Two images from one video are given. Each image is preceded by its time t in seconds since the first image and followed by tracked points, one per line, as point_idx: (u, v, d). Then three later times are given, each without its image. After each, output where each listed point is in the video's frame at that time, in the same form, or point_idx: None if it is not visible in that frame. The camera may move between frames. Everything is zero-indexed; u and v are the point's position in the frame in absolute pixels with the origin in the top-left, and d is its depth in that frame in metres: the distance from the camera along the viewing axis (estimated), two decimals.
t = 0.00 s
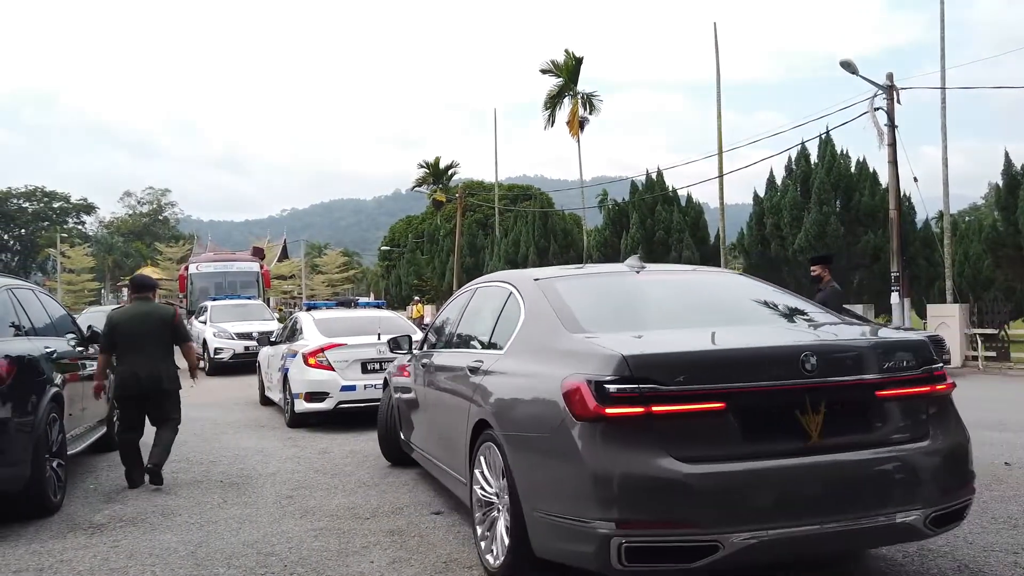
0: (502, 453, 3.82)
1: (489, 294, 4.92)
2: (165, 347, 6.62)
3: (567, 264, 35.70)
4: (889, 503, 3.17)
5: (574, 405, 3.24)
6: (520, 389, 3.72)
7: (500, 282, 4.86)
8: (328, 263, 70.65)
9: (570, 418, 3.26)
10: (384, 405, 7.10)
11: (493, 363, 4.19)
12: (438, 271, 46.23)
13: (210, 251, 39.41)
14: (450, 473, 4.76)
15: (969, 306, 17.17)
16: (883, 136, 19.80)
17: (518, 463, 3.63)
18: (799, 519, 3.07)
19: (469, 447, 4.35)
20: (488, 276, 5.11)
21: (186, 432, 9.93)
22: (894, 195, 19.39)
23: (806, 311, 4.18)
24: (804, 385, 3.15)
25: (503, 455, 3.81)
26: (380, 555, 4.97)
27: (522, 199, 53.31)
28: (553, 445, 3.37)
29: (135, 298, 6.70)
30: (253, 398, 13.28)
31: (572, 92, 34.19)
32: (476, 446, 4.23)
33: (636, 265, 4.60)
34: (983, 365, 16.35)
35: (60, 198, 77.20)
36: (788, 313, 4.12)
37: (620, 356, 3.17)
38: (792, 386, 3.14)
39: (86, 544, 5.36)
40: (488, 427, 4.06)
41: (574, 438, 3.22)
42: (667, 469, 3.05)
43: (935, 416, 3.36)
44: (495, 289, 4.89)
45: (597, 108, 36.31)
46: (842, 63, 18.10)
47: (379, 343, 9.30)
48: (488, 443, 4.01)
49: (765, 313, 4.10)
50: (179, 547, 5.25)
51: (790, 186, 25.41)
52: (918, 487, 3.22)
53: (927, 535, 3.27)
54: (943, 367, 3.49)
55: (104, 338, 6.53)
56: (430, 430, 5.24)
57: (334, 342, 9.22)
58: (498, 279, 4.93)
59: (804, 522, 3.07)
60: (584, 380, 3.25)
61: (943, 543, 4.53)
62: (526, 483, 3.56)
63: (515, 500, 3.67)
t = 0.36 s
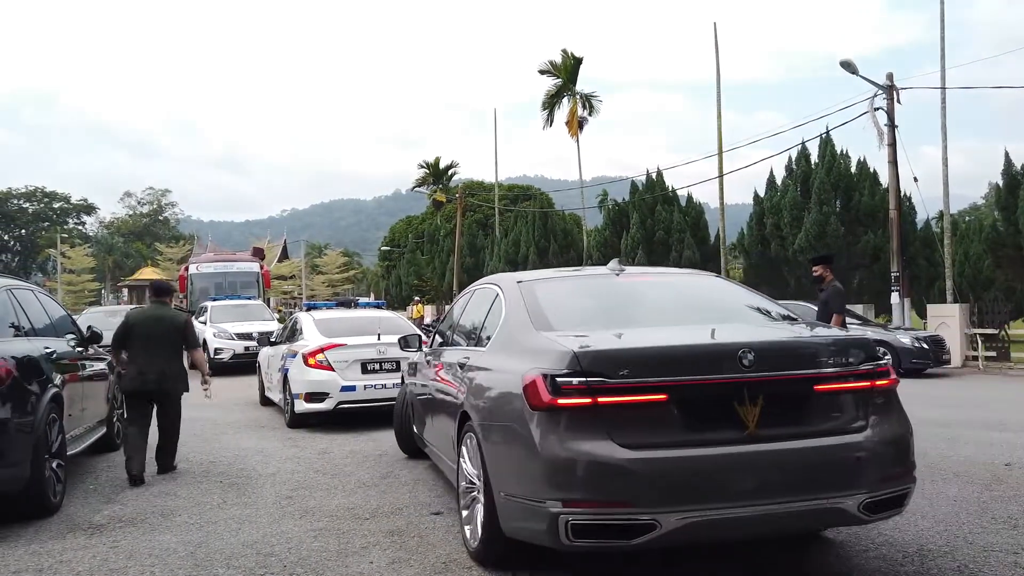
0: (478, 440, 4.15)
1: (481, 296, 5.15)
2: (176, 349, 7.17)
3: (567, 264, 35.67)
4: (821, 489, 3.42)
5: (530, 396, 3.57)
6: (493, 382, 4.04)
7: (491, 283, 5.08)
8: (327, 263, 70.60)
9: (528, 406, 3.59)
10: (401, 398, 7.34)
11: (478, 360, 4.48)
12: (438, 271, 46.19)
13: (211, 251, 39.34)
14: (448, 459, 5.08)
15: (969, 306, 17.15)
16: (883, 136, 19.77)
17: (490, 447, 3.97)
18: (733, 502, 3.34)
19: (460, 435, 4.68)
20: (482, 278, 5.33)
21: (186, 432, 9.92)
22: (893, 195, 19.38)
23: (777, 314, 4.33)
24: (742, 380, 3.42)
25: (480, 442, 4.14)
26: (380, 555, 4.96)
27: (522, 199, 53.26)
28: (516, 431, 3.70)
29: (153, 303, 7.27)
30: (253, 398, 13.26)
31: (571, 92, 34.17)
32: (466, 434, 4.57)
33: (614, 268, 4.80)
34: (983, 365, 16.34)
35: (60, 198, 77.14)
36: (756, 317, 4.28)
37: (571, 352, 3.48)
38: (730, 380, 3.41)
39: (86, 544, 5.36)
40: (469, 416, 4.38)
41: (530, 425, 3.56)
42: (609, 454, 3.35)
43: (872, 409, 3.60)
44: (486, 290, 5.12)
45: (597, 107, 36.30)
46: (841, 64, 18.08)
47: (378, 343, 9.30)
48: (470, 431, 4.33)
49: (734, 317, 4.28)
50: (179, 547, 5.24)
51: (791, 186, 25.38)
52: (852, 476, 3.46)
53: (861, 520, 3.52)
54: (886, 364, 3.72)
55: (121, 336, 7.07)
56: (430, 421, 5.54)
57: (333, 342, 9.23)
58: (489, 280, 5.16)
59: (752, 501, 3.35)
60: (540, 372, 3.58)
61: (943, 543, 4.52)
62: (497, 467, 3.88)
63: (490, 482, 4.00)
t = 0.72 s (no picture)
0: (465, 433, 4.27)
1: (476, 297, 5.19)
2: (183, 346, 7.41)
3: (567, 265, 35.68)
4: (786, 479, 3.47)
5: (508, 389, 3.70)
6: (478, 378, 4.15)
7: (485, 286, 5.12)
8: (327, 263, 70.62)
9: (506, 400, 3.71)
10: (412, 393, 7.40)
11: (467, 357, 4.56)
12: (438, 271, 46.21)
13: (211, 251, 39.33)
14: (447, 452, 5.20)
15: (970, 306, 17.13)
16: (883, 136, 19.77)
17: (475, 440, 4.08)
18: (697, 492, 3.42)
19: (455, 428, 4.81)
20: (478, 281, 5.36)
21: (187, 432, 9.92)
22: (893, 196, 19.39)
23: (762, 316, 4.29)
24: (708, 376, 3.50)
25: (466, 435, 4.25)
26: (380, 555, 4.96)
27: (523, 199, 53.27)
28: (496, 424, 3.82)
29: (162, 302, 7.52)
30: (253, 398, 13.26)
31: (570, 92, 34.17)
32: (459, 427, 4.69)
33: (603, 271, 4.80)
34: (983, 365, 16.34)
35: (60, 198, 77.14)
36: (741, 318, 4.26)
37: (547, 350, 3.61)
38: (695, 376, 3.50)
39: (86, 544, 5.36)
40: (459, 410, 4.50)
41: (508, 417, 3.68)
42: (578, 445, 3.45)
43: (838, 405, 3.66)
44: (481, 292, 5.15)
45: (596, 108, 36.31)
46: (841, 64, 18.07)
47: (378, 344, 9.29)
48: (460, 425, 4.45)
49: (720, 318, 4.25)
50: (179, 548, 5.24)
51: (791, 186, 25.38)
52: (816, 468, 3.51)
53: (827, 511, 3.56)
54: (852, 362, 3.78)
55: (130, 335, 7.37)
56: (434, 418, 5.65)
57: (333, 342, 9.23)
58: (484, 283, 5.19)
59: (713, 491, 3.42)
60: (517, 369, 3.70)
61: (943, 543, 4.52)
62: (480, 458, 3.99)
63: (475, 473, 4.11)
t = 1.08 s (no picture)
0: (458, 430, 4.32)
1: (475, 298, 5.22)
2: (187, 344, 7.44)
3: (568, 265, 35.72)
4: (761, 474, 3.49)
5: (493, 387, 3.74)
6: (470, 375, 4.20)
7: (484, 287, 5.15)
8: (328, 263, 70.68)
9: (491, 397, 3.76)
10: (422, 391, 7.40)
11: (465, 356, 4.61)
12: (438, 271, 46.23)
13: (211, 252, 39.32)
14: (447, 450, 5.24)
15: (970, 307, 17.15)
16: (883, 137, 19.78)
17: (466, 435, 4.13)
18: (673, 486, 3.44)
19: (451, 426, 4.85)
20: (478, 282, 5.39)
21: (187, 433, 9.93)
22: (893, 196, 19.42)
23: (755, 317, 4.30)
24: (685, 374, 3.52)
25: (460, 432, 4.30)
26: (380, 555, 4.97)
27: (523, 200, 53.33)
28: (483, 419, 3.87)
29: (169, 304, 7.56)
30: (254, 399, 13.27)
31: (570, 93, 34.20)
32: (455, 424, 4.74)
33: (597, 271, 4.81)
34: (983, 365, 16.38)
35: (60, 199, 77.16)
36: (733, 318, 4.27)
37: (530, 350, 3.65)
38: (673, 375, 3.52)
39: (87, 544, 5.36)
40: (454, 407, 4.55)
41: (493, 413, 3.73)
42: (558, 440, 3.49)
43: (813, 402, 3.67)
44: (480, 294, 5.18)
45: (596, 108, 36.36)
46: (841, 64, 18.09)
47: (379, 344, 9.30)
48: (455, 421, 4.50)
49: (711, 318, 4.27)
50: (180, 548, 5.24)
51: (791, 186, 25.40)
52: (791, 463, 3.53)
53: (802, 505, 3.58)
54: (829, 362, 3.79)
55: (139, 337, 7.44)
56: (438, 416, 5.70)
57: (333, 342, 9.23)
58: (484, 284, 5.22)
59: (687, 485, 3.44)
60: (502, 368, 3.75)
61: (943, 543, 4.53)
62: (471, 452, 4.04)
63: (467, 467, 4.16)
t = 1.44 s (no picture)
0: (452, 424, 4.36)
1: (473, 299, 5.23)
2: (203, 345, 7.50)
3: (568, 265, 35.72)
4: (734, 466, 3.51)
5: (478, 383, 3.78)
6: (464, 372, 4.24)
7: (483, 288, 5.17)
8: (328, 263, 70.69)
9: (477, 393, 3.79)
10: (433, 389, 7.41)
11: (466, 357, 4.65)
12: (438, 271, 46.19)
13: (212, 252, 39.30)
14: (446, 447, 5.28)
15: (970, 307, 17.15)
16: (883, 137, 19.78)
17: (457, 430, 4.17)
18: (646, 477, 3.47)
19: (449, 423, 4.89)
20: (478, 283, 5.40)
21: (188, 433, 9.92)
22: (893, 196, 19.41)
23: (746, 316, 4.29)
24: (660, 372, 3.54)
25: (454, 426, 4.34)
26: (380, 555, 4.97)
27: (523, 200, 53.34)
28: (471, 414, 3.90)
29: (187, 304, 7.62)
30: (254, 399, 13.27)
31: (570, 93, 34.20)
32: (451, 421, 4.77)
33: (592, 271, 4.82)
34: (983, 365, 16.38)
35: (60, 199, 77.13)
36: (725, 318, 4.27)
37: (513, 349, 3.67)
38: (648, 372, 3.54)
39: (87, 544, 5.37)
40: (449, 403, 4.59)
41: (478, 409, 3.76)
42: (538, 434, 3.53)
43: (786, 397, 3.67)
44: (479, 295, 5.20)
45: (597, 108, 36.38)
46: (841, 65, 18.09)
47: (379, 344, 9.30)
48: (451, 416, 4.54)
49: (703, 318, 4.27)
50: (180, 548, 5.25)
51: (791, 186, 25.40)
52: (763, 456, 3.54)
53: (772, 497, 3.59)
54: (801, 359, 3.78)
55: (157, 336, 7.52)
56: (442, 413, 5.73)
57: (333, 342, 9.23)
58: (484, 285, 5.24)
59: (660, 477, 3.47)
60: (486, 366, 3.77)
61: (943, 543, 4.53)
62: (461, 445, 4.07)
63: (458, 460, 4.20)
